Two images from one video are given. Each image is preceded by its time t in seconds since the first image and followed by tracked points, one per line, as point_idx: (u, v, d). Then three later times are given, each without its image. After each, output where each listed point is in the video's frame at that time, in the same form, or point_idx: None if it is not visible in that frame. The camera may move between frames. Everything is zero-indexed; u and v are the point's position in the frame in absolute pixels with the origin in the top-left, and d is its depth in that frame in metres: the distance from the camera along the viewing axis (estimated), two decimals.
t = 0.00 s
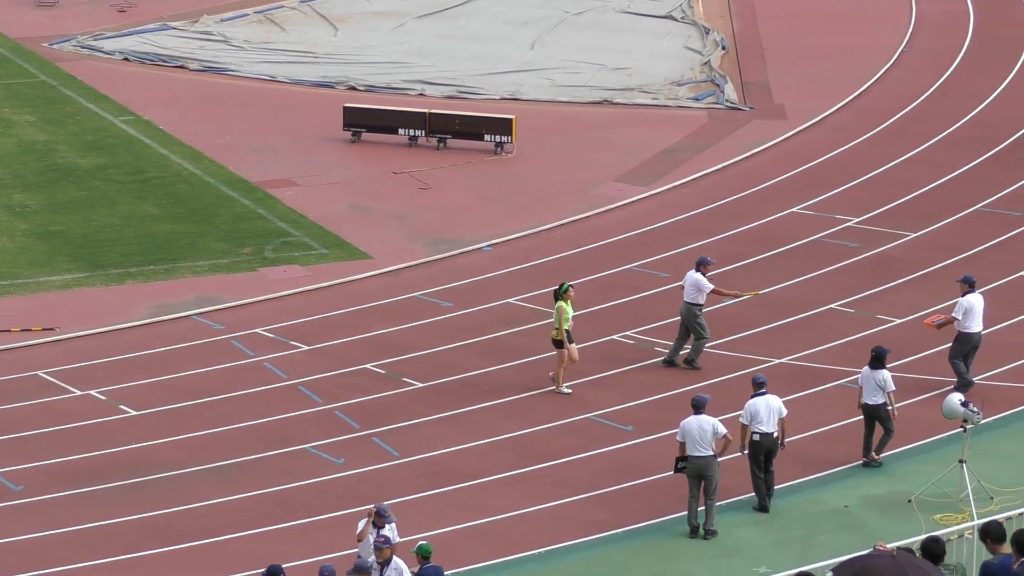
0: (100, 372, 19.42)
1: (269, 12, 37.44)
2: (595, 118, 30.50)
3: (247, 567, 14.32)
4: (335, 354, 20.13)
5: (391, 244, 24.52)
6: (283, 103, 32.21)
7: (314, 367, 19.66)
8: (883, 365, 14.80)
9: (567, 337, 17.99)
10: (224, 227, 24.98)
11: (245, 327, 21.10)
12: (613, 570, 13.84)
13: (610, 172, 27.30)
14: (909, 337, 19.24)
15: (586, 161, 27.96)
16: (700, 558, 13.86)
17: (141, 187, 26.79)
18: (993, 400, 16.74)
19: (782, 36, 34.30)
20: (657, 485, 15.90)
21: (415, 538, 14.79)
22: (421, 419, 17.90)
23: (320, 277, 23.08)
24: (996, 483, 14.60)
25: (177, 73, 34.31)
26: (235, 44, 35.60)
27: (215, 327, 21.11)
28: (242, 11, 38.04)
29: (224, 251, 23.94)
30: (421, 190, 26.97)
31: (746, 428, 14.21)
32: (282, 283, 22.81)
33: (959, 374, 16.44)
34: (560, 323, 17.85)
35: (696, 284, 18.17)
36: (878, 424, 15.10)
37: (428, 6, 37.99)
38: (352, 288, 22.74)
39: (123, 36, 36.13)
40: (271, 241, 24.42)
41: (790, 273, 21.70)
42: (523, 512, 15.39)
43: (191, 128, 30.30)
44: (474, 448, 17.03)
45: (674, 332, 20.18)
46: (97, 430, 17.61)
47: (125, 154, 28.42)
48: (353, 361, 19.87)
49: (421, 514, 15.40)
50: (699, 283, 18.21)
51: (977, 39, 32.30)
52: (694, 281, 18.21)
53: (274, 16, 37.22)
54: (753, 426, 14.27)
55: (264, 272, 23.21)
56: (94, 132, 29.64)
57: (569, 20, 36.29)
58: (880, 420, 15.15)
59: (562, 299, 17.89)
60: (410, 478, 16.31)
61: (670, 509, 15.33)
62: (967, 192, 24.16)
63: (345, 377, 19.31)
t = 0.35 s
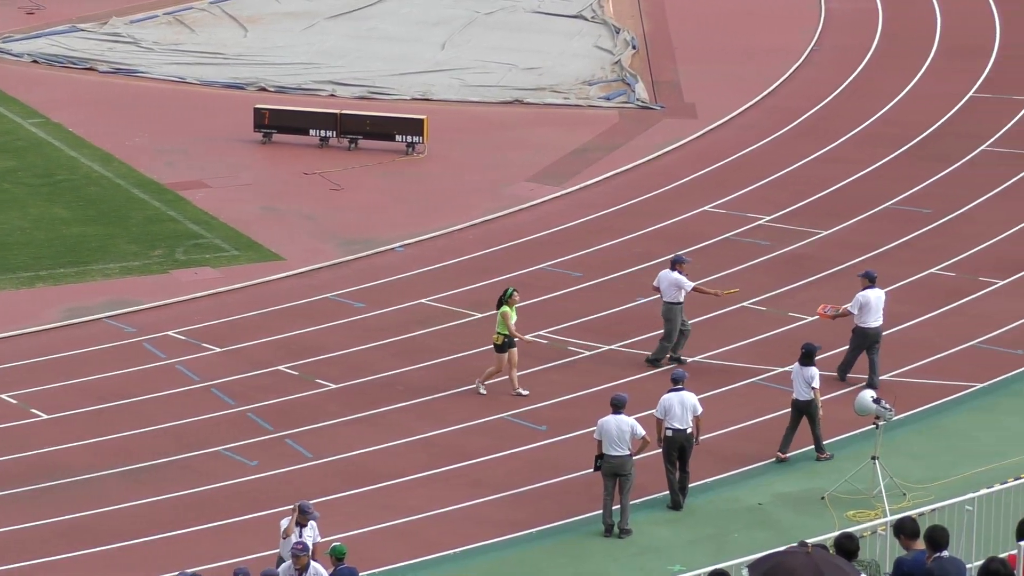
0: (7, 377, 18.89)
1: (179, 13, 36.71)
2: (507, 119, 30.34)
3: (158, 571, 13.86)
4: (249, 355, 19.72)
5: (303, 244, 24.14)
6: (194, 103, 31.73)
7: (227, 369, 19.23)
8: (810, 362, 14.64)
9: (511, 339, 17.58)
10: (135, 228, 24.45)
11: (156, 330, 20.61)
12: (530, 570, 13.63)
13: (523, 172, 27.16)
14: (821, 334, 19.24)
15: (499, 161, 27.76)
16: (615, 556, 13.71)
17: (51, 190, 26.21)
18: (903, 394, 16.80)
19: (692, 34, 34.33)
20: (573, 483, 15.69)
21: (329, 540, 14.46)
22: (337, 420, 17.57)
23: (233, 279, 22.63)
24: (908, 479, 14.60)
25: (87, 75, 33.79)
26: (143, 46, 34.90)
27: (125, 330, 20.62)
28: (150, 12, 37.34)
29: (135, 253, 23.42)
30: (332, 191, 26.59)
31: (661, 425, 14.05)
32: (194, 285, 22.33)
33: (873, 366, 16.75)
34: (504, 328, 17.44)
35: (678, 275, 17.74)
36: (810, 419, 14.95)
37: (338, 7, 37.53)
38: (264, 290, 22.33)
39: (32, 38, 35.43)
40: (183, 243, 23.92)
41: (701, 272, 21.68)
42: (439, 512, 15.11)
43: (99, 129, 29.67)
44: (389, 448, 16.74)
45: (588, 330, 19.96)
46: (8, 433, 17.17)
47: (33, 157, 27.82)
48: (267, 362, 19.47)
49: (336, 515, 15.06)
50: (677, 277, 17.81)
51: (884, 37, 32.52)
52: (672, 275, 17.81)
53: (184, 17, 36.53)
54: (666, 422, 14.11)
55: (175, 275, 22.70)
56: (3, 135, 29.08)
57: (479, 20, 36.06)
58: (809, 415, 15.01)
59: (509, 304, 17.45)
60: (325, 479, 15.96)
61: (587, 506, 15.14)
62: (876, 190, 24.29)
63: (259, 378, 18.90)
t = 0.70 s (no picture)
0: None
1: (93, 14, 36.02)
2: (423, 119, 30.11)
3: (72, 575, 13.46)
4: (167, 358, 19.34)
5: (220, 245, 23.75)
6: (110, 104, 31.27)
7: (143, 372, 18.82)
8: (748, 357, 14.67)
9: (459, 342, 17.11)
10: (50, 231, 23.97)
11: (72, 333, 20.19)
12: (451, 571, 13.45)
13: (441, 172, 26.97)
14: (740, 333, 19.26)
15: (415, 162, 27.54)
16: (535, 555, 13.59)
17: None
18: (821, 391, 16.87)
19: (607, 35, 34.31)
20: (494, 482, 15.50)
21: (247, 542, 14.15)
22: (256, 422, 17.25)
23: (151, 280, 22.23)
24: (827, 476, 14.65)
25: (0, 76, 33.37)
26: (57, 48, 34.46)
27: (42, 333, 20.20)
28: (64, 12, 36.68)
29: (50, 257, 22.96)
30: (248, 192, 26.18)
31: (580, 423, 13.94)
32: (110, 288, 21.90)
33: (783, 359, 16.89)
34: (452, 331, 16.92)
35: (653, 274, 17.39)
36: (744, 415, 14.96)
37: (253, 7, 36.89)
38: (181, 292, 21.93)
39: None
40: (99, 246, 23.47)
41: (621, 272, 21.67)
42: (359, 513, 14.86)
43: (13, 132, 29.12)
44: (309, 449, 16.46)
45: (508, 330, 19.80)
46: None
47: None
48: (184, 364, 19.09)
49: (255, 518, 14.76)
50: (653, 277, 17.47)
51: (799, 35, 32.79)
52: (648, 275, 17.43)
53: (99, 19, 35.83)
54: (585, 420, 14.01)
55: (91, 277, 22.27)
56: None
57: (395, 20, 35.73)
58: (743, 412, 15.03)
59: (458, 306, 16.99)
60: (244, 481, 15.64)
61: (508, 504, 14.96)
62: (791, 189, 24.46)
63: (177, 381, 18.52)
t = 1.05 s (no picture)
0: None
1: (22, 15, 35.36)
2: (355, 118, 29.84)
3: None
4: (100, 359, 19.02)
5: (151, 245, 23.41)
6: (40, 104, 30.84)
7: (75, 374, 18.49)
8: (695, 352, 14.69)
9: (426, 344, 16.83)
10: None
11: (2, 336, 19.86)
12: (385, 571, 13.27)
13: (373, 171, 26.75)
14: (674, 330, 19.23)
15: (346, 161, 27.29)
16: (469, 556, 13.45)
17: None
18: (755, 389, 16.90)
19: (540, 33, 34.23)
20: (429, 482, 15.33)
21: (180, 544, 13.88)
22: (189, 422, 16.98)
23: (83, 281, 21.88)
24: (760, 473, 14.71)
25: None
26: None
27: None
28: None
29: None
30: (180, 192, 25.81)
31: (509, 424, 13.84)
32: (41, 290, 21.53)
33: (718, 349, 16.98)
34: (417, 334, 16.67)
35: (629, 273, 17.23)
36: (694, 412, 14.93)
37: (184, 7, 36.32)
38: (112, 293, 21.58)
39: None
40: (30, 247, 23.11)
41: (554, 270, 21.59)
42: (293, 513, 14.64)
43: None
44: (244, 450, 16.22)
45: (441, 330, 19.65)
46: None
47: None
48: (116, 366, 18.77)
49: (189, 519, 14.49)
50: (631, 274, 17.33)
51: (730, 33, 32.94)
52: (626, 274, 17.24)
53: (28, 19, 35.27)
54: (515, 420, 13.91)
55: (22, 278, 21.95)
56: None
57: (327, 20, 35.42)
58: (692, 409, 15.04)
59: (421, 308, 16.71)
60: (177, 482, 15.36)
61: (443, 503, 14.80)
62: (723, 187, 24.53)
63: (109, 382, 18.20)
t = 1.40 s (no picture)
0: None
1: None
2: (293, 119, 29.55)
3: None
4: (36, 362, 18.67)
5: (89, 248, 23.04)
6: None
7: (11, 378, 18.13)
8: (644, 348, 14.76)
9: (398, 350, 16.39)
10: None
11: None
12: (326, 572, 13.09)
13: (312, 172, 26.51)
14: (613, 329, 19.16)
15: (283, 163, 27.01)
16: (411, 556, 13.33)
17: None
18: (696, 388, 16.92)
19: (477, 34, 34.11)
20: (369, 483, 15.17)
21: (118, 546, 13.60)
22: (128, 425, 16.69)
23: (19, 284, 21.49)
24: (701, 473, 14.70)
25: None
26: None
27: None
28: None
29: None
30: (117, 194, 25.43)
31: (440, 428, 13.73)
32: None
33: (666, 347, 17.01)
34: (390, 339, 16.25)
35: (593, 270, 17.05)
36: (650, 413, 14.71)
37: (121, 9, 35.89)
38: (48, 296, 21.21)
39: None
40: None
41: (494, 271, 21.49)
42: (234, 515, 14.42)
43: None
44: (183, 452, 15.96)
45: (381, 331, 19.48)
46: None
47: None
48: (53, 369, 18.43)
49: (127, 522, 14.22)
50: (596, 271, 17.14)
51: (667, 33, 33.02)
52: (591, 270, 17.08)
53: None
54: (446, 424, 13.81)
55: None
56: None
57: (264, 21, 35.05)
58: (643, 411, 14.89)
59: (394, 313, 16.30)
60: (115, 485, 15.08)
61: (384, 504, 14.64)
62: (661, 187, 24.56)
63: (45, 386, 17.86)
